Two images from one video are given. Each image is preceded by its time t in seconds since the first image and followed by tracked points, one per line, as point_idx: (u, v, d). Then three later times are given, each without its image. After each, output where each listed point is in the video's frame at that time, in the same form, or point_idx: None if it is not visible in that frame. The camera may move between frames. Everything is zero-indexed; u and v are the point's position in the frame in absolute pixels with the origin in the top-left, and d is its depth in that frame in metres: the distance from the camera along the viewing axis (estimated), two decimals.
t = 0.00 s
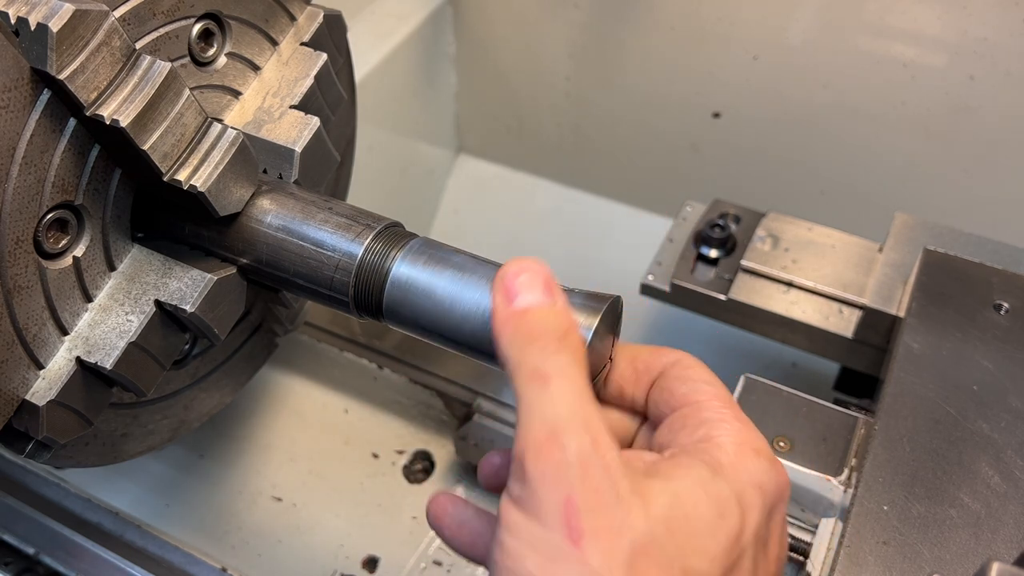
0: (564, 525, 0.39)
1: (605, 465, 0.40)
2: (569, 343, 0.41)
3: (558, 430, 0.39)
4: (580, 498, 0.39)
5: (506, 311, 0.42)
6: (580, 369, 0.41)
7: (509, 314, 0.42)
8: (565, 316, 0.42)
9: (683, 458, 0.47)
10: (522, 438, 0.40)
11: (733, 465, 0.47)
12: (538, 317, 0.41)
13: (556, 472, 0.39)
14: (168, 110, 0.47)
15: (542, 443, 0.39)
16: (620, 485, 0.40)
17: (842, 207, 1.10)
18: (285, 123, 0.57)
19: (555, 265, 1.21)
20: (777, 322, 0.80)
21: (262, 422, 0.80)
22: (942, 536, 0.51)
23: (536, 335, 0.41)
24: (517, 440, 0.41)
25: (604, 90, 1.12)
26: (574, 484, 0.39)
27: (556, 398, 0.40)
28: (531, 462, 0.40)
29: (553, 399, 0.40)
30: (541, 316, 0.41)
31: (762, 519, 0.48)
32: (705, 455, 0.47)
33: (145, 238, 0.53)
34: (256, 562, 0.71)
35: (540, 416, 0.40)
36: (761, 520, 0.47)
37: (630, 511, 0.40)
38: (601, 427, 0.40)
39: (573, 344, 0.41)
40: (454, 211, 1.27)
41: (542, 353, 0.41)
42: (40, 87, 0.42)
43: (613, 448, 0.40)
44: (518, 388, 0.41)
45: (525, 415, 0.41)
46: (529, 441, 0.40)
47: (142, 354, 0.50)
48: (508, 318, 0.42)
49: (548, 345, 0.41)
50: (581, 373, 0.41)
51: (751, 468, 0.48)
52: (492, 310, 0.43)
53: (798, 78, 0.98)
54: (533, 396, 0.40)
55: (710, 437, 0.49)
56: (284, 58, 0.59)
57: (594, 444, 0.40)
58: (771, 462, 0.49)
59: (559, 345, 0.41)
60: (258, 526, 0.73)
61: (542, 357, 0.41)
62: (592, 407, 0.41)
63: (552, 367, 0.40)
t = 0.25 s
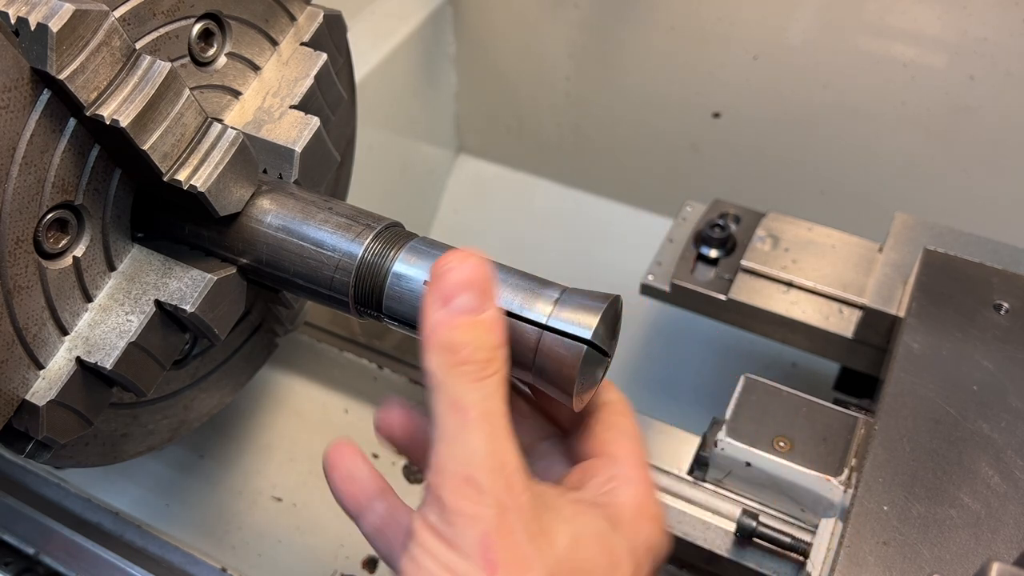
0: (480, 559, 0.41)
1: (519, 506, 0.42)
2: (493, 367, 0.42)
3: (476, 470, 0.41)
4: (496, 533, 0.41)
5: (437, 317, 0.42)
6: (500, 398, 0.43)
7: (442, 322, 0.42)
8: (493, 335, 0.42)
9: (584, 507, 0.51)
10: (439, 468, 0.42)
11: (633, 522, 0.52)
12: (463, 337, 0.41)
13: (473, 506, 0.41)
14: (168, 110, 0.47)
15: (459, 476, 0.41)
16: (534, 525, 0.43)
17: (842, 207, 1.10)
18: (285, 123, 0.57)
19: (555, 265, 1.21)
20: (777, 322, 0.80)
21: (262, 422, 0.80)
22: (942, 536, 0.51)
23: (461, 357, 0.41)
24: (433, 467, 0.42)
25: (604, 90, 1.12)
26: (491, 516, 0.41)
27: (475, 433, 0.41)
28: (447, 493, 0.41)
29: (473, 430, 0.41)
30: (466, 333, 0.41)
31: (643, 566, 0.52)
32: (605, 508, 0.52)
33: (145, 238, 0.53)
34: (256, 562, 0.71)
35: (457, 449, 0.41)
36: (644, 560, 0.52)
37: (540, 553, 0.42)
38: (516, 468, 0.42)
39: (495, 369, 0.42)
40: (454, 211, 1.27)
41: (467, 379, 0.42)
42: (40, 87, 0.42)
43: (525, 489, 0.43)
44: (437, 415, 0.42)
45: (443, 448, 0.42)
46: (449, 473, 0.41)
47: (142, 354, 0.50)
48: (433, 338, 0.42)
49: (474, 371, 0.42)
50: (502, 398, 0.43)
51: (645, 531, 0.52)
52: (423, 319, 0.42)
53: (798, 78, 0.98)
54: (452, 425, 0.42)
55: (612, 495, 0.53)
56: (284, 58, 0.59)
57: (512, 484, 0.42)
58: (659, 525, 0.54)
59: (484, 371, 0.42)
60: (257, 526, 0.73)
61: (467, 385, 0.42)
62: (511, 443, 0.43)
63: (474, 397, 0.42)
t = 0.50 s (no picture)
0: (423, 500, 0.46)
1: (463, 460, 0.47)
2: (451, 341, 0.48)
3: (426, 423, 0.46)
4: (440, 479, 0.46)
5: (403, 295, 0.48)
6: (453, 365, 0.48)
7: (408, 298, 0.48)
8: (454, 315, 0.48)
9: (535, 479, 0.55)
10: (394, 419, 0.47)
11: (579, 498, 0.56)
12: (425, 311, 0.47)
13: (421, 455, 0.46)
14: (168, 110, 0.47)
15: (409, 428, 0.46)
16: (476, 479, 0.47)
17: (842, 207, 1.10)
18: (285, 123, 0.57)
19: (555, 265, 1.21)
20: (777, 322, 0.80)
21: (262, 422, 0.80)
22: (942, 536, 0.51)
23: (420, 330, 0.47)
24: (387, 418, 0.48)
25: (603, 90, 1.12)
26: (436, 463, 0.46)
27: (427, 391, 0.47)
28: (400, 440, 0.47)
29: (425, 390, 0.47)
30: (427, 310, 0.47)
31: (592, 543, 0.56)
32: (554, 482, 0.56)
33: (145, 238, 0.53)
34: (256, 562, 0.71)
35: (407, 404, 0.47)
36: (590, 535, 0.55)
37: (479, 504, 0.47)
38: (463, 426, 0.47)
39: (453, 342, 0.48)
40: (454, 211, 1.28)
41: (423, 346, 0.47)
42: (40, 87, 0.42)
43: (472, 446, 0.48)
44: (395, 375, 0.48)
45: (399, 402, 0.47)
46: (401, 425, 0.47)
47: (142, 354, 0.50)
48: (400, 311, 0.48)
49: (431, 341, 0.47)
50: (456, 367, 0.48)
51: (592, 510, 0.56)
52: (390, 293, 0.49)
53: (798, 78, 0.98)
54: (407, 383, 0.47)
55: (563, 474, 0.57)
56: (284, 58, 0.59)
57: (457, 440, 0.47)
58: (608, 507, 0.58)
59: (441, 343, 0.48)
60: (257, 526, 0.73)
61: (423, 352, 0.47)
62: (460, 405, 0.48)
63: (429, 362, 0.47)
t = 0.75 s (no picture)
0: (421, 500, 0.46)
1: (462, 462, 0.47)
2: (457, 344, 0.48)
3: (428, 423, 0.46)
4: (439, 479, 0.46)
5: (410, 295, 0.48)
6: (457, 368, 0.48)
7: (415, 298, 0.47)
8: (462, 318, 0.48)
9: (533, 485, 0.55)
10: (396, 417, 0.47)
11: (577, 506, 0.56)
12: (433, 311, 0.47)
13: (422, 454, 0.46)
14: (168, 110, 0.47)
15: (411, 427, 0.46)
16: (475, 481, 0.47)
17: (842, 207, 1.10)
18: (285, 123, 0.57)
19: (555, 265, 1.21)
20: (777, 322, 0.80)
21: (262, 422, 0.80)
22: (942, 536, 0.51)
23: (426, 330, 0.47)
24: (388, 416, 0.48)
25: (604, 90, 1.12)
26: (436, 464, 0.46)
27: (429, 391, 0.47)
28: (400, 438, 0.47)
29: (428, 390, 0.47)
30: (435, 312, 0.47)
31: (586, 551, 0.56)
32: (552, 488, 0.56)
33: (145, 238, 0.53)
34: (256, 562, 0.71)
35: (410, 403, 0.47)
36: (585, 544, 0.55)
37: (478, 507, 0.47)
38: (464, 428, 0.47)
39: (458, 344, 0.48)
40: (454, 211, 1.27)
41: (427, 347, 0.47)
42: (40, 87, 0.42)
43: (473, 449, 0.48)
44: (398, 373, 0.48)
45: (402, 401, 0.47)
46: (402, 423, 0.47)
47: (141, 354, 0.50)
48: (407, 310, 0.48)
49: (436, 343, 0.47)
50: (460, 370, 0.48)
51: (590, 517, 0.56)
52: (398, 293, 0.48)
53: (798, 79, 0.98)
54: (411, 382, 0.47)
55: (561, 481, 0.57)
56: (284, 58, 0.59)
57: (458, 441, 0.47)
58: (605, 515, 0.58)
59: (447, 344, 0.47)
60: (257, 526, 0.73)
61: (428, 352, 0.47)
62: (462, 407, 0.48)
63: (433, 363, 0.47)
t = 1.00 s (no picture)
0: (428, 500, 0.45)
1: (469, 462, 0.47)
2: (462, 344, 0.48)
3: (434, 424, 0.46)
4: (446, 480, 0.46)
5: (414, 296, 0.48)
6: (463, 368, 0.48)
7: (418, 299, 0.47)
8: (465, 319, 0.48)
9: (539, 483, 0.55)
10: (402, 418, 0.47)
11: (583, 504, 0.56)
12: (437, 311, 0.47)
13: (428, 455, 0.46)
14: (168, 110, 0.47)
15: (417, 427, 0.46)
16: (482, 481, 0.47)
17: (842, 207, 1.10)
18: (285, 123, 0.57)
19: (555, 265, 1.21)
20: (777, 322, 0.80)
21: (262, 422, 0.80)
22: (942, 536, 0.51)
23: (430, 331, 0.47)
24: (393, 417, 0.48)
25: (604, 90, 1.12)
26: (443, 464, 0.46)
27: (434, 391, 0.47)
28: (406, 439, 0.46)
29: (433, 389, 0.46)
30: (438, 313, 0.47)
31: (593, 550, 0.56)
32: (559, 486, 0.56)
33: (145, 238, 0.53)
34: (256, 562, 0.71)
35: (415, 404, 0.47)
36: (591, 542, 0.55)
37: (484, 507, 0.47)
38: (470, 428, 0.47)
39: (463, 345, 0.48)
40: (454, 211, 1.28)
41: (433, 347, 0.47)
42: (40, 87, 0.42)
43: (479, 449, 0.47)
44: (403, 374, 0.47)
45: (407, 401, 0.47)
46: (408, 424, 0.47)
47: (141, 354, 0.49)
48: (411, 310, 0.47)
49: (441, 343, 0.47)
50: (465, 369, 0.48)
51: (596, 516, 0.56)
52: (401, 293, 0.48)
53: (798, 79, 0.98)
54: (416, 382, 0.47)
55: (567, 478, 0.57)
56: (284, 58, 0.59)
57: (464, 441, 0.47)
58: (612, 513, 0.58)
59: (451, 345, 0.47)
60: (257, 526, 0.73)
61: (432, 352, 0.47)
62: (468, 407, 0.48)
63: (438, 363, 0.47)
